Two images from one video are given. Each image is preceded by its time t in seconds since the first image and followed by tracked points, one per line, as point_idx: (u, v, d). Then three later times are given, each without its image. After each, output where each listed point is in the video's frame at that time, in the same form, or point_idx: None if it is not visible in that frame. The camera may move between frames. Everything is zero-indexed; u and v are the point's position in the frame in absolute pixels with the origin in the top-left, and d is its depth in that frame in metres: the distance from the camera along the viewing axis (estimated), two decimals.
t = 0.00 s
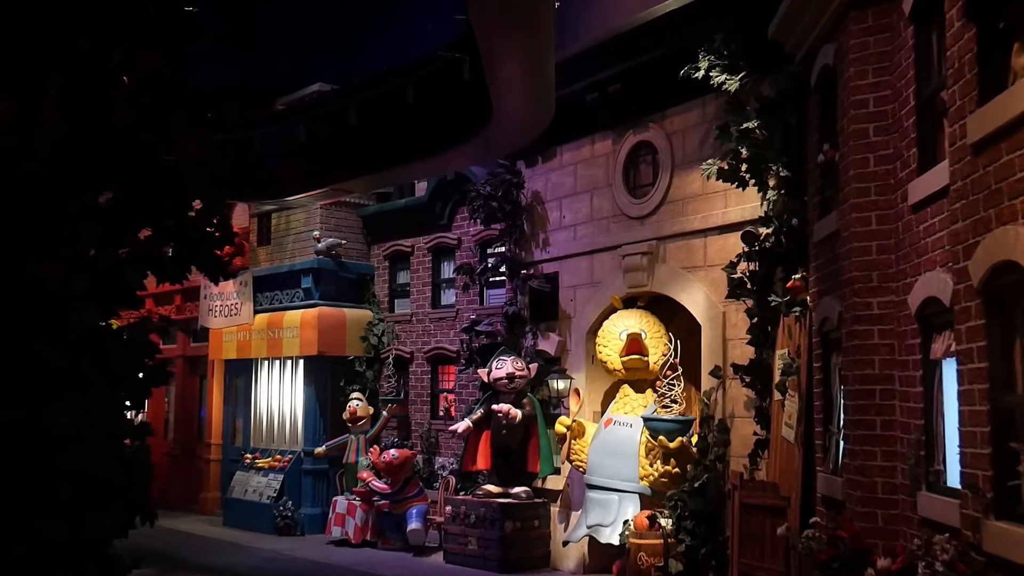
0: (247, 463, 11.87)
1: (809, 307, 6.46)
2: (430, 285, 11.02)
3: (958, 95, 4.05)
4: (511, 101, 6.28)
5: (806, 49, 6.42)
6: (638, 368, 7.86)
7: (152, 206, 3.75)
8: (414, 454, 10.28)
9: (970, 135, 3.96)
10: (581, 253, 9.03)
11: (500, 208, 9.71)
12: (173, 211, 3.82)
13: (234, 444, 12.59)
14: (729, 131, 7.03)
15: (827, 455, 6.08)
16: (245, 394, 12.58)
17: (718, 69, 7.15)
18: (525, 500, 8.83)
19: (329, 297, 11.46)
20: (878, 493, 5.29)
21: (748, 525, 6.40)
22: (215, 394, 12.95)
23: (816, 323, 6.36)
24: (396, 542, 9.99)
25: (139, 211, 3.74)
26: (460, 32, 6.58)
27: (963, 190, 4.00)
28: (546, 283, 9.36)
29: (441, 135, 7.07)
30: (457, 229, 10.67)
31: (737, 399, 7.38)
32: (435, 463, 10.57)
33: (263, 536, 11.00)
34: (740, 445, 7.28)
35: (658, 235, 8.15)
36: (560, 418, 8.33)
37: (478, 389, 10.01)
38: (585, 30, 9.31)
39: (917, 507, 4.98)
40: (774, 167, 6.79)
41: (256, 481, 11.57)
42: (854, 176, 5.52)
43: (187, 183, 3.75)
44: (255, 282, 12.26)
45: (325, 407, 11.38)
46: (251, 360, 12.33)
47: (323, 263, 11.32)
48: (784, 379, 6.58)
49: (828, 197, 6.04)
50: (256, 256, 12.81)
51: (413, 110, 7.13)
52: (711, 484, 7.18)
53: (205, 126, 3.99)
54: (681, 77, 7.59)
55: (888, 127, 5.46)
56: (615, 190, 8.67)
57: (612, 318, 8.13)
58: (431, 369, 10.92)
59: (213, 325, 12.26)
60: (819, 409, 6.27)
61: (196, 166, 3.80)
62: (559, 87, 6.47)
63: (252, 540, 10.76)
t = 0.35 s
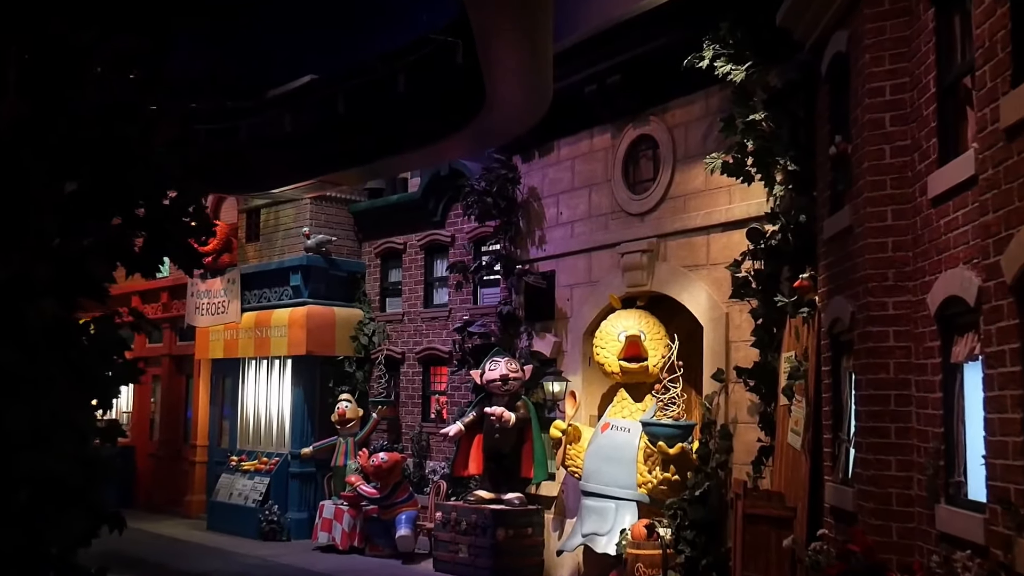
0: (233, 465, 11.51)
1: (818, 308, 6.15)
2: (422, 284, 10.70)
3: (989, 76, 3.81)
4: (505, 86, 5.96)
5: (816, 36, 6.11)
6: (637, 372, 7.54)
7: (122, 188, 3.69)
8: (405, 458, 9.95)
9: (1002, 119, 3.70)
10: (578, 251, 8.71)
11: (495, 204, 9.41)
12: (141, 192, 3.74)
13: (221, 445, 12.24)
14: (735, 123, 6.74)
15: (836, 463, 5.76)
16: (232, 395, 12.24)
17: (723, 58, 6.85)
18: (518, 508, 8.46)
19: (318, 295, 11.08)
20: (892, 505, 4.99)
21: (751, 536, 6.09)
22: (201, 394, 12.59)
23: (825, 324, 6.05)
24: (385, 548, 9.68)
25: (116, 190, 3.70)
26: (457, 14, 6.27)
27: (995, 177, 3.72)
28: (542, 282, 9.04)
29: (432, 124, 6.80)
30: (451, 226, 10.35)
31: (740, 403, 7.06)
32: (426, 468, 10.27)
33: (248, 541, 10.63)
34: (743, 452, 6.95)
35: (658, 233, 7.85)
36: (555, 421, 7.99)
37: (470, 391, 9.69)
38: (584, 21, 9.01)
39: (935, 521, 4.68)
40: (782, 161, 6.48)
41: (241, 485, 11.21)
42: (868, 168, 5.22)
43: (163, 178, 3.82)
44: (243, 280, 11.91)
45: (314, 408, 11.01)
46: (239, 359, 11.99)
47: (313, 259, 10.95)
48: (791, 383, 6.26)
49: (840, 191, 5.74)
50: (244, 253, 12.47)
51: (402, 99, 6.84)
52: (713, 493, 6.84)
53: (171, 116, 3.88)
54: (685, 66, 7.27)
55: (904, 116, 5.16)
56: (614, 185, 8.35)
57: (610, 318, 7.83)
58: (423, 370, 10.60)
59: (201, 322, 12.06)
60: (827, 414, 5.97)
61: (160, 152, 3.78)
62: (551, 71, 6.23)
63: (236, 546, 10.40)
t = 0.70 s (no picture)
0: (224, 469, 11.17)
1: (833, 303, 5.84)
2: (419, 282, 10.39)
3: None
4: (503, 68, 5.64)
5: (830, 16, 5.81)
6: (641, 372, 7.23)
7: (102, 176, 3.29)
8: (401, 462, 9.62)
9: None
10: (580, 247, 8.40)
11: (494, 199, 9.12)
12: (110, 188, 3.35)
13: (213, 449, 11.91)
14: (743, 110, 6.45)
15: (855, 467, 5.44)
16: (224, 397, 11.92)
17: (731, 43, 6.52)
18: (518, 513, 8.21)
19: (312, 294, 10.77)
20: (916, 512, 4.67)
21: (763, 542, 5.74)
22: (193, 396, 12.26)
23: (841, 320, 5.73)
24: (380, 556, 9.38)
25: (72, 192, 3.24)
26: None
27: None
28: (542, 279, 8.73)
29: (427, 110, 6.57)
30: (448, 222, 10.03)
31: (750, 404, 6.73)
32: (423, 472, 9.94)
33: (240, 548, 10.30)
34: (754, 455, 6.62)
35: (663, 226, 7.53)
36: (556, 424, 7.68)
37: (469, 392, 9.38)
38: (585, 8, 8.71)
39: (964, 530, 4.36)
40: (793, 150, 6.22)
41: (233, 490, 10.85)
42: (888, 153, 4.90)
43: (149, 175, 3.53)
44: (235, 279, 11.60)
45: (308, 411, 10.68)
46: (231, 360, 11.67)
47: (306, 257, 10.62)
48: (805, 383, 5.95)
49: (857, 179, 5.42)
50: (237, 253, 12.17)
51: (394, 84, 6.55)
52: (722, 498, 6.55)
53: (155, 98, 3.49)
54: (691, 52, 6.95)
55: (927, 97, 4.84)
56: (617, 177, 8.04)
57: (613, 316, 7.52)
58: (420, 370, 10.28)
59: (194, 324, 11.80)
60: (843, 415, 5.65)
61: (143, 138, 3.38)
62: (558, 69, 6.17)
63: (227, 553, 10.07)
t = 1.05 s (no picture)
0: (212, 474, 10.83)
1: (846, 297, 5.52)
2: (411, 279, 10.06)
3: None
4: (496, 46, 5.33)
5: None
6: (642, 371, 6.91)
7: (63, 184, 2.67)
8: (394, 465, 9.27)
9: None
10: (577, 241, 8.09)
11: (488, 192, 8.80)
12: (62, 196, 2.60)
13: (201, 453, 11.57)
14: (749, 95, 6.14)
15: (872, 470, 5.13)
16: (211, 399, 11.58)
17: (735, 24, 6.19)
18: (514, 518, 7.85)
19: (301, 293, 10.43)
20: (940, 519, 4.37)
21: (773, 551, 5.43)
22: (180, 399, 11.92)
23: (855, 315, 5.42)
24: (372, 563, 9.01)
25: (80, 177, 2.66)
26: None
27: None
28: (539, 275, 8.41)
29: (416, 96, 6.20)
30: (441, 218, 9.70)
31: (757, 404, 6.40)
32: (416, 476, 9.61)
33: (228, 556, 9.96)
34: (761, 458, 6.30)
35: (664, 219, 7.22)
36: (553, 426, 7.35)
37: (463, 393, 9.07)
38: None
39: (994, 540, 4.05)
40: (802, 136, 5.93)
41: (221, 494, 10.52)
42: (908, 134, 4.58)
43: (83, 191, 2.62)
44: (223, 277, 11.26)
45: (297, 413, 10.33)
46: (219, 362, 11.34)
47: (295, 255, 10.28)
48: (816, 381, 5.63)
49: (873, 164, 5.11)
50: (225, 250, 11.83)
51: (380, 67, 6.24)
52: (728, 503, 6.21)
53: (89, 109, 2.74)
54: (694, 34, 6.64)
55: (950, 74, 4.53)
56: (616, 168, 7.72)
57: (612, 312, 7.20)
58: (412, 371, 9.95)
59: (181, 324, 11.48)
60: (857, 416, 5.34)
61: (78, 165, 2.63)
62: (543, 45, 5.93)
63: (214, 560, 9.74)
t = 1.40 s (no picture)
0: (201, 474, 10.50)
1: (863, 288, 5.21)
2: (406, 273, 9.74)
3: None
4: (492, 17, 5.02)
5: None
6: (645, 367, 6.60)
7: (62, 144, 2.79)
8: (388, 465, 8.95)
9: None
10: (578, 232, 7.77)
11: (485, 181, 8.46)
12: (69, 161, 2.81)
13: (190, 452, 11.23)
14: (759, 75, 5.78)
15: (893, 473, 4.82)
16: (201, 397, 11.25)
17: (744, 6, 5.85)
18: (512, 520, 7.56)
19: (293, 287, 10.10)
20: (968, 527, 4.06)
21: (785, 558, 5.12)
22: (170, 397, 11.59)
23: (873, 307, 5.11)
24: (366, 566, 8.68)
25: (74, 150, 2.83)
26: None
27: None
28: (538, 268, 8.10)
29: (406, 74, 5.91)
30: (437, 209, 9.38)
31: (767, 402, 6.09)
32: (411, 476, 9.29)
33: (216, 558, 9.64)
34: (772, 458, 5.99)
35: (669, 209, 6.90)
36: (552, 425, 7.02)
37: (459, 391, 8.75)
38: None
39: None
40: (816, 118, 5.61)
41: (210, 495, 10.20)
42: (933, 111, 4.27)
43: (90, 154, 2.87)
44: (213, 272, 10.94)
45: (289, 411, 10.00)
46: (209, 358, 11.02)
47: (287, 248, 9.95)
48: (831, 377, 5.33)
49: (894, 145, 4.80)
50: (215, 244, 11.49)
51: (371, 46, 5.94)
52: (737, 506, 5.93)
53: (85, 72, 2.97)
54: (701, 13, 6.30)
55: (978, 46, 4.22)
56: (618, 156, 7.41)
57: (614, 306, 6.89)
58: (407, 367, 9.64)
59: (170, 319, 11.15)
60: (876, 415, 5.03)
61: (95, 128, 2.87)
62: (530, 23, 5.80)
63: (201, 563, 9.41)
